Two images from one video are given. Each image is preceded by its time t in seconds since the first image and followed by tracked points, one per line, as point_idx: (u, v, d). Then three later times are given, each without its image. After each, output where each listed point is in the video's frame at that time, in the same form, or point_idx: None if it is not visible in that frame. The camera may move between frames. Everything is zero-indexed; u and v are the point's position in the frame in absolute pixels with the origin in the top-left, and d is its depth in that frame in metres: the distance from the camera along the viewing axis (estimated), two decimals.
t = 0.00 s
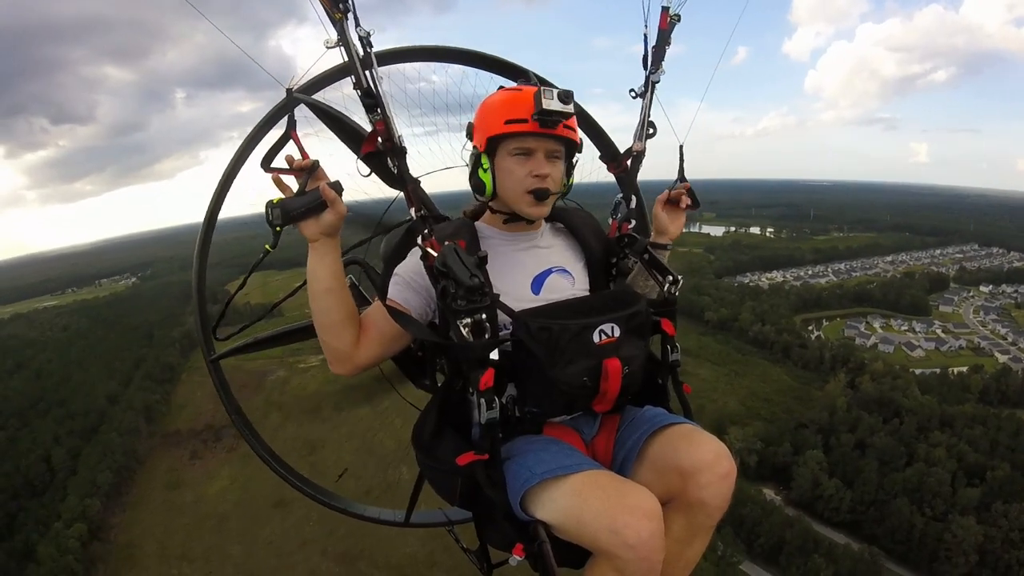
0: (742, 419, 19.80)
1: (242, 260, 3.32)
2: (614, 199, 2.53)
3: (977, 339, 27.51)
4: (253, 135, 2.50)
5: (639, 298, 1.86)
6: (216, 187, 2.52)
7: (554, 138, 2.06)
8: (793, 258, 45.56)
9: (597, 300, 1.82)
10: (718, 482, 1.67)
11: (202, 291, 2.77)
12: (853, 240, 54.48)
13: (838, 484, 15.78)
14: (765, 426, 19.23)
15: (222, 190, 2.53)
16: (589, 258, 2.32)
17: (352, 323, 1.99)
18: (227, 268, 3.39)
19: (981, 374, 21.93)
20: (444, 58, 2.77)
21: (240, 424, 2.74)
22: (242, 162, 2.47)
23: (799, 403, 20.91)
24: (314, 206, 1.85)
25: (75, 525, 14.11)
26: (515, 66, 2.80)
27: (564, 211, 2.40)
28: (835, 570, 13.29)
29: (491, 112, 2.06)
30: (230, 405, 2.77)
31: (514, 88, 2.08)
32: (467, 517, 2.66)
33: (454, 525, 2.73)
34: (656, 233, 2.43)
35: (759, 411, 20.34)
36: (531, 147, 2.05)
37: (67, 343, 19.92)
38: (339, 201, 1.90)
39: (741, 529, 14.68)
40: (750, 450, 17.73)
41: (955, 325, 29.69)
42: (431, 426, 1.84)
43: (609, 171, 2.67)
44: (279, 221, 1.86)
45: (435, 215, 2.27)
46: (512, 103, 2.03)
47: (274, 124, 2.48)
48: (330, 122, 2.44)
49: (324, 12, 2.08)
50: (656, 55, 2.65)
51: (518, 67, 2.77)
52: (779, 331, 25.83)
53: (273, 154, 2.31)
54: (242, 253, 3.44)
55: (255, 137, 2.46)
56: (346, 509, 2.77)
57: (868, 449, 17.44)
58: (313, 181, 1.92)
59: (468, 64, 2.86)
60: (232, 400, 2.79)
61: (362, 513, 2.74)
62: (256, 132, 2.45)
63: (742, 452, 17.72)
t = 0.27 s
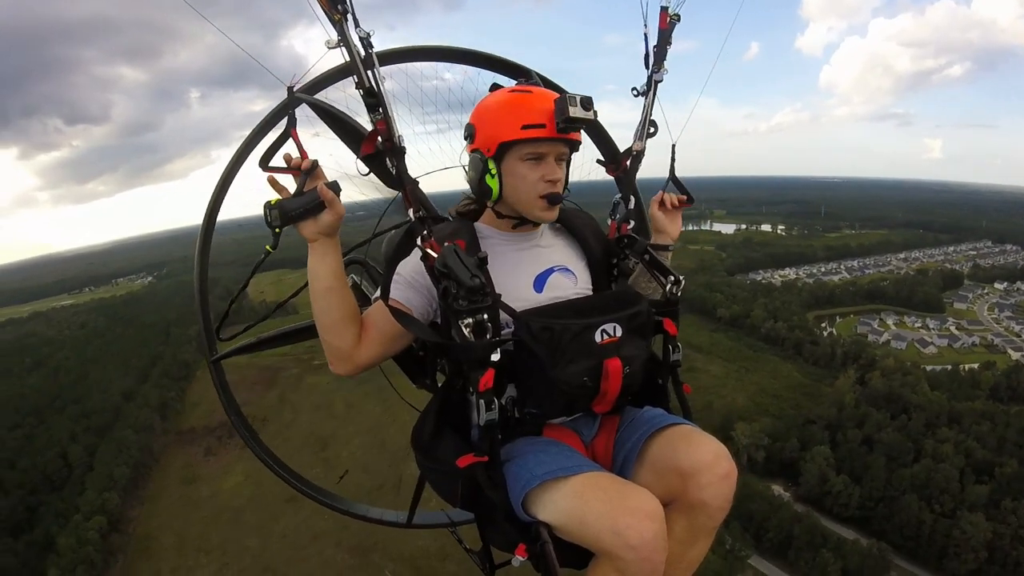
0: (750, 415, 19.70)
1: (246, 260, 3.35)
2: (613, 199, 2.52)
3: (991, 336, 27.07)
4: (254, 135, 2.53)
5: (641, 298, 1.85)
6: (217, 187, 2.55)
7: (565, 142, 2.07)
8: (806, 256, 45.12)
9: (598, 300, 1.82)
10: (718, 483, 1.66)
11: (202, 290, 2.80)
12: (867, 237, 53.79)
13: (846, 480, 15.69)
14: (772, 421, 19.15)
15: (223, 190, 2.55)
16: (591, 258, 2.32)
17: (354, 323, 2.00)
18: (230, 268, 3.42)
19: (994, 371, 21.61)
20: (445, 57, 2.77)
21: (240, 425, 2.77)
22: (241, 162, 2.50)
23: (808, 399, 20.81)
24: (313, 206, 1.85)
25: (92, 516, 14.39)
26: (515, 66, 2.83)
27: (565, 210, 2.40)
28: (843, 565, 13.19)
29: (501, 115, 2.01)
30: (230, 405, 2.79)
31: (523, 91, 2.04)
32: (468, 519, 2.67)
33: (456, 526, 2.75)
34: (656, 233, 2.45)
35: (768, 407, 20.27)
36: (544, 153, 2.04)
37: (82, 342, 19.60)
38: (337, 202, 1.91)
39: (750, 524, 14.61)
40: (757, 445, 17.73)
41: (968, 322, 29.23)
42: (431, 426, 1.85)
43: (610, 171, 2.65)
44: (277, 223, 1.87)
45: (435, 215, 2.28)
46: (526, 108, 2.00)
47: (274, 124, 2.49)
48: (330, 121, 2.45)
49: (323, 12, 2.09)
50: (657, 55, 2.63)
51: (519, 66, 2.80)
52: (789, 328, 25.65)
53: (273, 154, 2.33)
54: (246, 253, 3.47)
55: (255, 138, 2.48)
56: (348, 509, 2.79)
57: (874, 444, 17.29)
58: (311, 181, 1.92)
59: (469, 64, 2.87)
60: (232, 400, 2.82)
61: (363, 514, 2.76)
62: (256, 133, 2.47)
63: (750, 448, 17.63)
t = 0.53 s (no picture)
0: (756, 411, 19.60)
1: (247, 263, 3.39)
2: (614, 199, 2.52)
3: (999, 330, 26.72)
4: (254, 138, 2.56)
5: (640, 298, 1.86)
6: (218, 190, 2.56)
7: (545, 140, 2.05)
8: (813, 252, 44.78)
9: (598, 299, 1.82)
10: (719, 483, 1.66)
11: (202, 294, 2.81)
12: (876, 233, 53.25)
13: (852, 475, 15.56)
14: (778, 417, 19.06)
15: (224, 192, 2.57)
16: (591, 257, 2.32)
17: (354, 324, 2.01)
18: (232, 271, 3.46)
19: (1002, 366, 21.35)
20: (444, 60, 2.79)
21: (241, 427, 2.79)
22: (242, 164, 2.53)
23: (814, 395, 20.69)
24: (313, 208, 1.87)
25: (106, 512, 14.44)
26: (514, 67, 2.84)
27: (567, 211, 2.41)
28: (845, 559, 13.08)
29: (484, 115, 2.08)
30: (230, 407, 2.82)
31: (509, 91, 2.08)
32: (471, 517, 2.69)
33: (458, 525, 2.77)
34: (660, 234, 2.43)
35: (774, 403, 20.18)
36: (520, 150, 2.05)
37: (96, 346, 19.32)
38: (338, 204, 1.93)
39: (755, 518, 14.53)
40: (763, 441, 17.63)
41: (976, 317, 28.88)
42: (431, 426, 1.86)
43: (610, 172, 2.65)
44: (279, 224, 1.89)
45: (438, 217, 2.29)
46: (503, 107, 2.03)
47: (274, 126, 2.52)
48: (330, 124, 2.48)
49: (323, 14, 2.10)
50: (655, 55, 2.63)
51: (519, 67, 2.81)
52: (796, 325, 25.51)
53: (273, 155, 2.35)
54: (246, 254, 3.50)
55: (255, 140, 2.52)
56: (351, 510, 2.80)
57: (880, 439, 17.16)
58: (312, 182, 1.94)
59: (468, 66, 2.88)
60: (233, 403, 2.84)
61: (366, 514, 2.78)
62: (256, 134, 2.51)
63: (756, 444, 17.53)
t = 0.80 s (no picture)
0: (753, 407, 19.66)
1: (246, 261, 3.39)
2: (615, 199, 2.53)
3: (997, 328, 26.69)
4: (255, 137, 2.55)
5: (640, 298, 1.86)
6: (217, 189, 2.56)
7: (525, 138, 2.04)
8: (813, 249, 44.75)
9: (599, 300, 1.83)
10: (718, 483, 1.67)
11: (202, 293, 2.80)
12: (875, 231, 53.19)
13: (846, 470, 15.61)
14: (775, 413, 19.12)
15: (224, 191, 2.57)
16: (590, 257, 2.32)
17: (355, 325, 2.01)
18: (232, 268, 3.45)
19: (999, 363, 21.35)
20: (444, 59, 2.78)
21: (242, 425, 2.80)
22: (242, 165, 2.53)
23: (811, 391, 20.73)
24: (314, 208, 1.87)
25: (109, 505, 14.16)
26: (515, 69, 2.84)
27: (566, 210, 2.41)
28: (837, 551, 13.11)
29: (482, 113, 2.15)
30: (231, 406, 2.82)
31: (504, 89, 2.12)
32: (470, 519, 2.69)
33: (456, 526, 2.78)
34: (657, 231, 2.44)
35: (771, 399, 20.22)
36: (504, 149, 2.07)
37: (97, 341, 19.52)
38: (339, 204, 1.92)
39: (750, 511, 14.56)
40: (759, 436, 17.68)
41: (974, 314, 28.84)
42: (432, 427, 1.87)
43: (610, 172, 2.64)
44: (279, 224, 1.89)
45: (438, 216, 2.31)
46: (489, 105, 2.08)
47: (274, 125, 2.52)
48: (330, 124, 2.47)
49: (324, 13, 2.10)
50: (656, 55, 2.62)
51: (519, 69, 2.81)
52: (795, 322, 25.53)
53: (273, 154, 2.35)
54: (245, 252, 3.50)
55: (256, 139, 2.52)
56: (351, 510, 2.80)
57: (875, 434, 17.21)
58: (313, 183, 1.94)
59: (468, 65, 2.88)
60: (233, 401, 2.84)
61: (365, 514, 2.79)
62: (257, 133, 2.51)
63: (752, 438, 17.59)
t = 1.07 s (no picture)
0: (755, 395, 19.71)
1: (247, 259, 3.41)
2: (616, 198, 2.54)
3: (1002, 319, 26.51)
4: (254, 137, 2.55)
5: (640, 297, 1.87)
6: (217, 189, 2.57)
7: (524, 140, 2.03)
8: (818, 240, 44.52)
9: (599, 299, 1.83)
10: (718, 482, 1.67)
11: (204, 293, 2.83)
12: (882, 222, 52.80)
13: (844, 458, 15.66)
14: (776, 401, 19.17)
15: (222, 192, 2.58)
16: (590, 258, 2.32)
17: (356, 327, 2.02)
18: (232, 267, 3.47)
19: (1003, 354, 21.22)
20: (444, 57, 2.77)
21: (242, 426, 2.83)
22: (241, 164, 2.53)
23: (814, 381, 20.72)
24: (313, 213, 1.88)
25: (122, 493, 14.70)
26: (514, 66, 2.83)
27: (566, 210, 2.40)
28: (835, 538, 13.13)
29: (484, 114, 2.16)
30: (231, 407, 2.85)
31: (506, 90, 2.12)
32: (471, 517, 2.72)
33: (457, 524, 2.80)
34: (657, 228, 2.43)
35: (773, 388, 20.26)
36: (505, 148, 2.06)
37: (106, 335, 18.88)
38: (339, 209, 1.92)
39: (749, 497, 14.65)
40: (760, 423, 17.76)
41: (980, 306, 28.62)
42: (431, 428, 1.88)
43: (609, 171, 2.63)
44: (279, 228, 1.89)
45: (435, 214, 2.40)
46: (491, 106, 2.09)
47: (274, 124, 2.52)
48: (329, 123, 2.47)
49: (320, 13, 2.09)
50: (655, 53, 2.59)
51: (518, 67, 2.80)
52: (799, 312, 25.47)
53: (272, 155, 2.35)
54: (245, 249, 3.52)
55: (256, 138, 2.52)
56: (351, 509, 2.83)
57: (875, 423, 17.24)
58: (312, 187, 1.95)
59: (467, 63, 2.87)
60: (233, 400, 2.88)
61: (365, 514, 2.82)
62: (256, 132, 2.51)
63: (753, 426, 17.67)
